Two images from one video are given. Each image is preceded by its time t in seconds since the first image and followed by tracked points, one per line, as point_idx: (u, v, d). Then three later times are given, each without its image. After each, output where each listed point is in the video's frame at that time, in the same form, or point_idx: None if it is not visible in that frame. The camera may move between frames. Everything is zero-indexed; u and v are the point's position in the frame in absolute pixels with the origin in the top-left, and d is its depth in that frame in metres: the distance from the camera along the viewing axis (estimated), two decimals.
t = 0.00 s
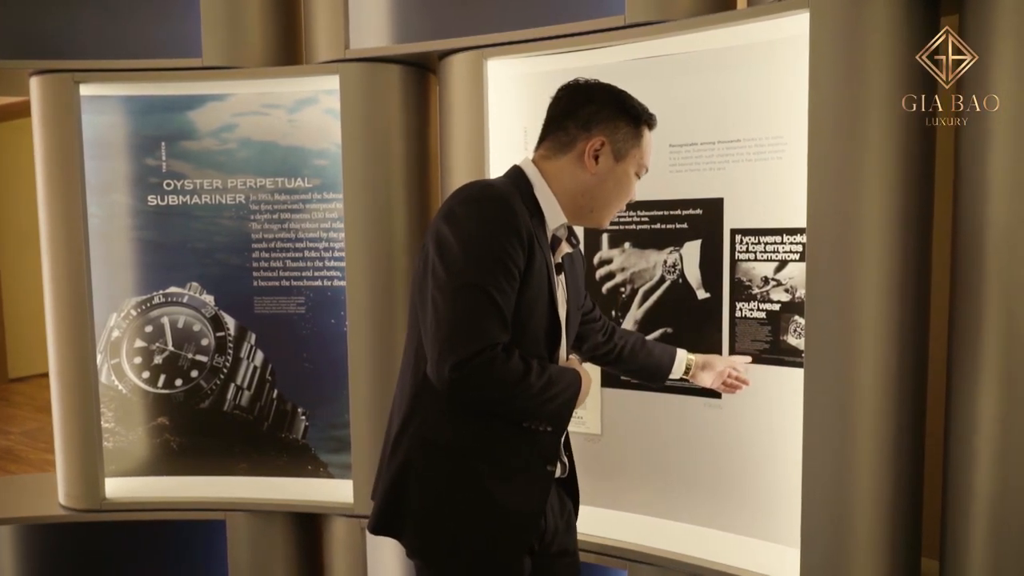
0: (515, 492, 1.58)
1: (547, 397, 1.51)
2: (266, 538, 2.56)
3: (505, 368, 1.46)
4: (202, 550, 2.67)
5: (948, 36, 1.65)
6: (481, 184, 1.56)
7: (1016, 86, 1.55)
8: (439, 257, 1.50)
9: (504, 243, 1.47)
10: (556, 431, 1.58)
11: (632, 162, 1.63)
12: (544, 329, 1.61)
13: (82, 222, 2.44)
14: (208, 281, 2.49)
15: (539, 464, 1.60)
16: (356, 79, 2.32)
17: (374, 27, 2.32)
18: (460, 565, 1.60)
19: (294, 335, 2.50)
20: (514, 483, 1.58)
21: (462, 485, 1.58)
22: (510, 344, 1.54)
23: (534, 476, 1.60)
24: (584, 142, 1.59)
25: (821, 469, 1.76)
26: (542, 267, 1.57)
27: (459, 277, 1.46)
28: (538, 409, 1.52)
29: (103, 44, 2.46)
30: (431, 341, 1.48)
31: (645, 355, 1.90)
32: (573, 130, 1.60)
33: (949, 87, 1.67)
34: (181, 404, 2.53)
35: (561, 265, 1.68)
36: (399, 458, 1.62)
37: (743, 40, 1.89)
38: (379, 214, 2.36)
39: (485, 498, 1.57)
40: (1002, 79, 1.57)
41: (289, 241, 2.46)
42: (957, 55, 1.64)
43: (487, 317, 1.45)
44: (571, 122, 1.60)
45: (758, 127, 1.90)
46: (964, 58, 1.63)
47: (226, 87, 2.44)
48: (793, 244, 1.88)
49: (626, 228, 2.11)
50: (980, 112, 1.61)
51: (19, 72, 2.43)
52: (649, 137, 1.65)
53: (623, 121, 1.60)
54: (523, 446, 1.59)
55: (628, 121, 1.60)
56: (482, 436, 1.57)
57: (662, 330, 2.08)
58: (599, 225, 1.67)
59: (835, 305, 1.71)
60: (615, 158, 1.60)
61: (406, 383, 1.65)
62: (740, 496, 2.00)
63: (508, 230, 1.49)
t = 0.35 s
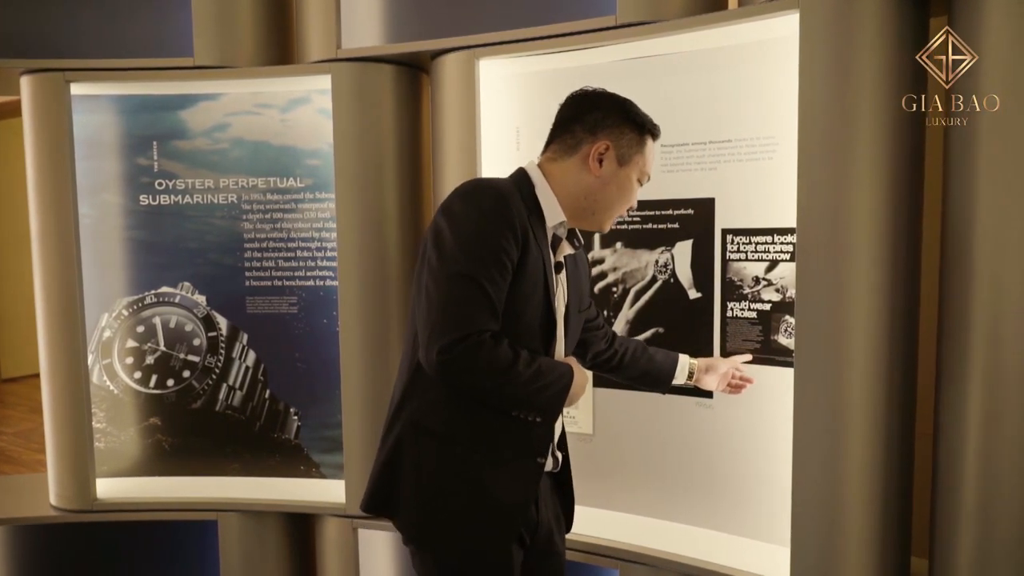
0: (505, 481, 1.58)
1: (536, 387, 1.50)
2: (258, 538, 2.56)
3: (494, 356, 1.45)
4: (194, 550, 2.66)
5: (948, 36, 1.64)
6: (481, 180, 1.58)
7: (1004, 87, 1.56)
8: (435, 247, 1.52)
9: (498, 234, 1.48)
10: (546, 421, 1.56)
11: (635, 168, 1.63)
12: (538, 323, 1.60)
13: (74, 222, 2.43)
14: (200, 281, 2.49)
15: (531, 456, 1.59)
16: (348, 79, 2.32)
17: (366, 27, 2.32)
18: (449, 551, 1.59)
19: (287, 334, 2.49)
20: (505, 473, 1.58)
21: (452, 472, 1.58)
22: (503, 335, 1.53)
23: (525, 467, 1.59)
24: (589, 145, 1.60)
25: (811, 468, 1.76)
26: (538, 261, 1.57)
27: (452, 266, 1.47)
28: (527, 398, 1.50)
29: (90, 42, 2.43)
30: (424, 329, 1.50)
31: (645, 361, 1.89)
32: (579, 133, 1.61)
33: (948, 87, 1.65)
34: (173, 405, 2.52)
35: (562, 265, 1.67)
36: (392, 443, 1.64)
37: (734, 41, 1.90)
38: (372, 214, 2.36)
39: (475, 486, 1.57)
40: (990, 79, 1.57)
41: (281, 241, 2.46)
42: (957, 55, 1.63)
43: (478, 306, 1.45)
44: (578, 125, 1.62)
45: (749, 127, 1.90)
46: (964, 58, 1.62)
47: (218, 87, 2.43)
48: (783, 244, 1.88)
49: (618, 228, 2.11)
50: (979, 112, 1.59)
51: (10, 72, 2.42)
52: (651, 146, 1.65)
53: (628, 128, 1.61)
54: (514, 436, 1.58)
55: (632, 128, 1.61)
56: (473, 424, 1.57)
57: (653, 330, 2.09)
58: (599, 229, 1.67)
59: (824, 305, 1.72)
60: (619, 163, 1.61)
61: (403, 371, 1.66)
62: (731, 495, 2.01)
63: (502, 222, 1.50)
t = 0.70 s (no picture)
0: (490, 473, 1.58)
1: (524, 384, 1.50)
2: (239, 539, 2.54)
3: (485, 351, 1.46)
4: (174, 552, 2.63)
5: (948, 36, 1.60)
6: (486, 180, 1.58)
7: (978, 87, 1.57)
8: (435, 241, 1.52)
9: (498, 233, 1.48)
10: (531, 418, 1.57)
11: (634, 179, 1.64)
12: (528, 322, 1.61)
13: (51, 221, 2.40)
14: (180, 281, 2.46)
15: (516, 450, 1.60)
16: (330, 78, 2.31)
17: (348, 26, 2.31)
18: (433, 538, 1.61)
19: (269, 334, 2.48)
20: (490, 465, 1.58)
21: (439, 462, 1.58)
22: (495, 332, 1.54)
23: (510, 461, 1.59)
24: (589, 154, 1.61)
25: (791, 464, 1.78)
26: (534, 263, 1.57)
27: (452, 260, 1.47)
28: (514, 395, 1.51)
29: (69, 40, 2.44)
30: (419, 321, 1.50)
31: (620, 363, 1.86)
32: (581, 142, 1.63)
33: (948, 87, 1.61)
34: (153, 406, 2.50)
35: (554, 267, 1.68)
36: (378, 431, 1.63)
37: (714, 42, 1.91)
38: (354, 214, 2.36)
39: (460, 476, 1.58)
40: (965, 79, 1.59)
41: (262, 241, 2.44)
42: (956, 55, 1.60)
43: (473, 302, 1.46)
44: (580, 134, 1.63)
45: (729, 127, 1.91)
46: (964, 59, 1.59)
47: (198, 85, 2.42)
48: (764, 243, 1.89)
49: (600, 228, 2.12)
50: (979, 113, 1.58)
51: None
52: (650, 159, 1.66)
53: (628, 140, 1.62)
54: (500, 430, 1.58)
55: (632, 140, 1.63)
56: (461, 416, 1.58)
57: (636, 329, 2.09)
58: (595, 237, 1.68)
59: (804, 303, 1.73)
60: (618, 173, 1.62)
61: (392, 361, 1.66)
62: (713, 493, 2.02)
63: (503, 221, 1.50)
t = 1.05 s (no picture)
0: (480, 466, 1.59)
1: (511, 377, 1.51)
2: (216, 541, 2.51)
3: (474, 346, 1.46)
4: (150, 556, 2.60)
5: (948, 36, 1.58)
6: (469, 177, 1.59)
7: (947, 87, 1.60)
8: (422, 239, 1.52)
9: (483, 229, 1.49)
10: (519, 409, 1.58)
11: (607, 171, 1.68)
12: (514, 318, 1.62)
13: (22, 220, 2.36)
14: (156, 281, 2.43)
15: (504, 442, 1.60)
16: (308, 76, 2.30)
17: (325, 24, 2.30)
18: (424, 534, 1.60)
19: (246, 334, 2.45)
20: (480, 458, 1.59)
21: (429, 456, 1.58)
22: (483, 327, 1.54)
23: (499, 454, 1.60)
24: (563, 149, 1.65)
25: (766, 461, 1.80)
26: (518, 259, 1.58)
27: (438, 256, 1.48)
28: (502, 388, 1.51)
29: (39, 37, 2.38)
30: (409, 318, 1.50)
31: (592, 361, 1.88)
32: (555, 138, 1.67)
33: (948, 87, 1.60)
34: (128, 407, 2.46)
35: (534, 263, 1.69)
36: (368, 429, 1.62)
37: (690, 43, 1.93)
38: (332, 212, 2.34)
39: (451, 470, 1.58)
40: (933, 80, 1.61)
41: (239, 240, 2.42)
42: (957, 55, 1.59)
43: (462, 297, 1.46)
44: (553, 131, 1.67)
45: (705, 128, 1.93)
46: (964, 59, 1.58)
47: (173, 82, 2.39)
48: (739, 243, 1.91)
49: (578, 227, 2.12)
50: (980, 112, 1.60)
51: None
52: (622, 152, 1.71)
53: (599, 133, 1.67)
54: (488, 423, 1.59)
55: (603, 134, 1.67)
56: (450, 410, 1.58)
57: (614, 328, 2.10)
58: (573, 231, 1.70)
59: (779, 302, 1.75)
60: (591, 166, 1.66)
61: (381, 359, 1.66)
62: (690, 489, 2.03)
63: (488, 216, 1.51)
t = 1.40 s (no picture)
0: (474, 461, 1.59)
1: (501, 372, 1.52)
2: (196, 543, 2.49)
3: (465, 344, 1.47)
4: (129, 559, 2.57)
5: (947, 37, 1.58)
6: (450, 177, 1.59)
7: (921, 89, 1.61)
8: (408, 241, 1.52)
9: (468, 228, 1.49)
10: (510, 404, 1.59)
11: (586, 164, 1.67)
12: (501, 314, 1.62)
13: None
14: (134, 281, 2.41)
15: (496, 436, 1.61)
16: (288, 75, 2.28)
17: (305, 23, 2.29)
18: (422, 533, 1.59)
19: (226, 335, 2.44)
20: (474, 453, 1.60)
21: (424, 455, 1.57)
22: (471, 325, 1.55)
23: (492, 448, 1.61)
24: (540, 144, 1.64)
25: (745, 458, 1.82)
26: (503, 256, 1.59)
27: (425, 257, 1.49)
28: (492, 384, 1.52)
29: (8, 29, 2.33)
30: (399, 319, 1.51)
31: (572, 361, 1.83)
32: (532, 133, 1.66)
33: (948, 87, 1.60)
34: (106, 409, 2.43)
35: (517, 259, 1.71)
36: (362, 432, 1.61)
37: (670, 45, 1.94)
38: (313, 212, 2.33)
39: (446, 468, 1.57)
40: (908, 82, 1.62)
41: (218, 240, 2.40)
42: (955, 56, 1.60)
43: (450, 296, 1.47)
44: (530, 127, 1.66)
45: (684, 129, 1.95)
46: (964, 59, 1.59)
47: (152, 81, 2.37)
48: (719, 243, 1.93)
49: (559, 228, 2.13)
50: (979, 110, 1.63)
51: None
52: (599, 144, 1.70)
53: (575, 127, 1.65)
54: (480, 419, 1.60)
55: (580, 127, 1.65)
56: (443, 408, 1.58)
57: (595, 328, 2.11)
58: (554, 225, 1.70)
59: (758, 301, 1.77)
60: (569, 160, 1.65)
61: (372, 360, 1.65)
62: (671, 487, 2.05)
63: (473, 215, 1.51)
